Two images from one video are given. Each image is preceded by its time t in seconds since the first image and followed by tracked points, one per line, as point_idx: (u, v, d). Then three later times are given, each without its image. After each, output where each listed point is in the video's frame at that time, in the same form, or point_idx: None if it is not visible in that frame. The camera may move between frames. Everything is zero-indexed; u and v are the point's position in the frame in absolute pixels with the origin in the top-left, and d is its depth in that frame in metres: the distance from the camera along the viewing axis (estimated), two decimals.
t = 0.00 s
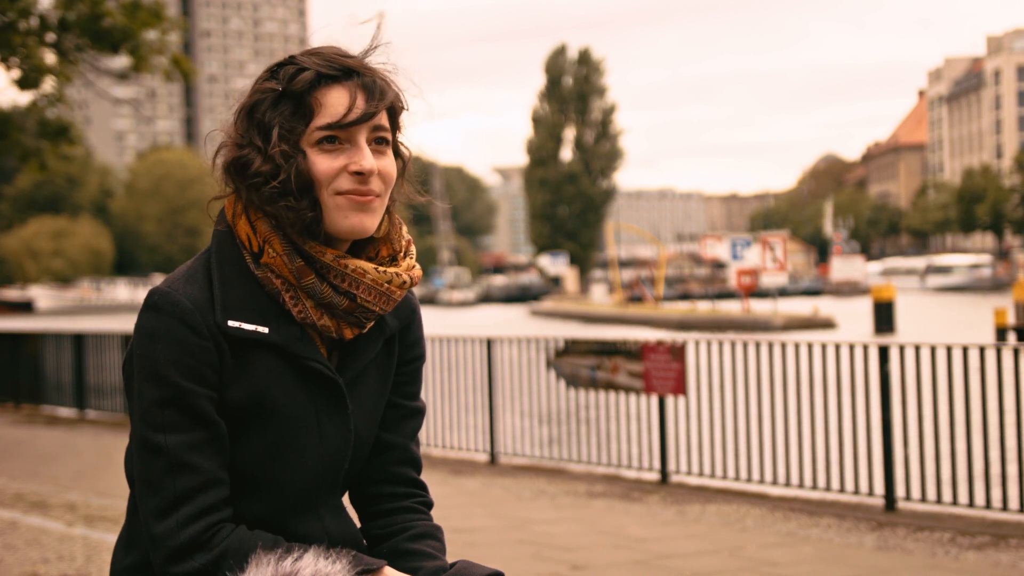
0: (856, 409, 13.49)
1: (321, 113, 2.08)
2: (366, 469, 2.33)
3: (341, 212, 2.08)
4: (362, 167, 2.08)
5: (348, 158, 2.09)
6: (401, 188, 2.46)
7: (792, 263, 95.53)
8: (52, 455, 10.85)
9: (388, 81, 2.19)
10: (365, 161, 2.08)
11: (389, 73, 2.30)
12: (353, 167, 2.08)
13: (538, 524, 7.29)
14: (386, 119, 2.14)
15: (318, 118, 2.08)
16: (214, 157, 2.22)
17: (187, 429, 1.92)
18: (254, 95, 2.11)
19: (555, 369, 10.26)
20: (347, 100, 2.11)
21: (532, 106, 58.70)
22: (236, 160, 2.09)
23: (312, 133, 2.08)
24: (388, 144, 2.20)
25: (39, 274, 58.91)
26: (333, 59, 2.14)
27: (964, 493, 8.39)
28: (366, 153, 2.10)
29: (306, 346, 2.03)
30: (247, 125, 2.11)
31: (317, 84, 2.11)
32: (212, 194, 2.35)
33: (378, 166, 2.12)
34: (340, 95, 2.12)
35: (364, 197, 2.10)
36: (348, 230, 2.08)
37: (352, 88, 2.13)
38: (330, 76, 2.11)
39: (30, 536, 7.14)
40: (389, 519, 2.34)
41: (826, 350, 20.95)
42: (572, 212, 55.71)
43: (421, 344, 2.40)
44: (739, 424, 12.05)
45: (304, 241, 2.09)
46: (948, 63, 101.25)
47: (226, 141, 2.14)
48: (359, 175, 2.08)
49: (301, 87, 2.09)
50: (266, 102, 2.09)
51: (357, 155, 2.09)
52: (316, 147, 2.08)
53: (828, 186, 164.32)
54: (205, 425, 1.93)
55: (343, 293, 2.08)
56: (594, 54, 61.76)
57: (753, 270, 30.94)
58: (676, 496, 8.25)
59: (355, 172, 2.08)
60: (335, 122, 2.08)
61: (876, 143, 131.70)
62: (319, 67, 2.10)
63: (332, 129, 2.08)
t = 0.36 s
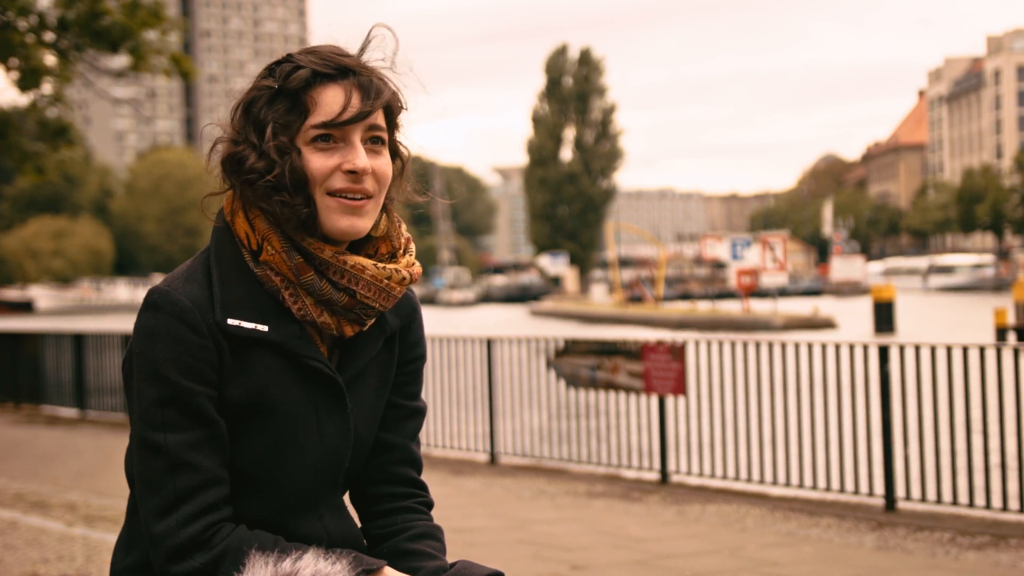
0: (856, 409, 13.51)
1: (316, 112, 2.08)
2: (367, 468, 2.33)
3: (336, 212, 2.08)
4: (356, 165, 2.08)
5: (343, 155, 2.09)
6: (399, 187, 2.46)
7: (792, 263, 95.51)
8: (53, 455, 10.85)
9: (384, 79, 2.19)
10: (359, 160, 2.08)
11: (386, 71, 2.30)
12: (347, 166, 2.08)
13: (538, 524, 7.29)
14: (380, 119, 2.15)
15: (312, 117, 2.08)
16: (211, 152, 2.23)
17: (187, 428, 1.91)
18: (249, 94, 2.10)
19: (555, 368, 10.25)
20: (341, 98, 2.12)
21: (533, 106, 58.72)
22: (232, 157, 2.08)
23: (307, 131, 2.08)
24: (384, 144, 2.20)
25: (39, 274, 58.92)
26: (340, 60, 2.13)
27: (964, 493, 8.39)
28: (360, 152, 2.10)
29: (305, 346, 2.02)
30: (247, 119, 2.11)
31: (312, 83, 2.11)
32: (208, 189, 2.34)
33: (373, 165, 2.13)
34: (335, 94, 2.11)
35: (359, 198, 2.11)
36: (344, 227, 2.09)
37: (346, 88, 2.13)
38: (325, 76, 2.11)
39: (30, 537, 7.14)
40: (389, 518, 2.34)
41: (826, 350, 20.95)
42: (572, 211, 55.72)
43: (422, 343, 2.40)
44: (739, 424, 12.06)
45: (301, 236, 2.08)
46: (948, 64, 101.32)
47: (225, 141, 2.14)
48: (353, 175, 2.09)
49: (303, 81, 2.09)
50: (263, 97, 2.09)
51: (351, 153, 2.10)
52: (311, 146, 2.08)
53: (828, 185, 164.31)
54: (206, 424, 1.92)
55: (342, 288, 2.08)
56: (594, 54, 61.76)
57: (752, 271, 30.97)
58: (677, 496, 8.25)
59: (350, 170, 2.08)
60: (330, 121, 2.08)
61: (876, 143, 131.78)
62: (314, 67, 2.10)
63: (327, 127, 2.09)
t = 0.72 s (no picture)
0: (856, 409, 13.50)
1: (317, 111, 2.09)
2: (368, 468, 2.33)
3: (337, 212, 2.08)
4: (358, 166, 2.08)
5: (344, 156, 2.09)
6: (400, 187, 2.46)
7: (792, 263, 95.41)
8: (53, 455, 10.86)
9: (386, 80, 2.18)
10: (360, 161, 2.09)
11: (386, 72, 2.29)
12: (349, 165, 2.08)
13: (538, 525, 7.29)
14: (382, 118, 2.15)
15: (313, 118, 2.09)
16: (212, 152, 2.23)
17: (187, 428, 1.91)
18: (249, 95, 2.11)
19: (555, 368, 10.26)
20: (343, 98, 2.11)
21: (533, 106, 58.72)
22: (233, 155, 2.09)
23: (308, 131, 2.08)
24: (385, 144, 2.20)
25: (39, 274, 58.92)
26: (343, 61, 2.14)
27: (964, 493, 8.40)
28: (360, 153, 2.10)
29: (307, 345, 2.03)
30: (248, 122, 2.12)
31: (313, 84, 2.11)
32: (210, 188, 2.35)
33: (374, 166, 2.13)
34: (336, 95, 2.12)
35: (359, 199, 2.11)
36: (345, 228, 2.09)
37: (348, 88, 2.13)
38: (327, 75, 2.11)
39: (30, 536, 7.14)
40: (390, 519, 2.34)
41: (826, 350, 20.95)
42: (572, 212, 55.75)
43: (423, 345, 2.40)
44: (739, 424, 12.06)
45: (304, 236, 2.08)
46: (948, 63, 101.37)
47: (226, 142, 2.14)
48: (354, 175, 2.09)
49: (306, 80, 2.09)
50: (264, 98, 2.09)
51: (352, 155, 2.10)
52: (311, 147, 2.08)
53: (829, 185, 164.29)
54: (206, 423, 1.92)
55: (345, 287, 2.08)
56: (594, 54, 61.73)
57: (753, 271, 30.98)
58: (677, 496, 8.25)
59: (351, 171, 2.08)
60: (331, 120, 2.08)
61: (876, 143, 131.93)
62: (315, 66, 2.10)
63: (329, 128, 2.08)
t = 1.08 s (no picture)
0: (856, 409, 13.50)
1: (316, 111, 2.08)
2: (366, 469, 2.33)
3: (338, 211, 2.07)
4: (356, 165, 2.07)
5: (341, 157, 2.09)
6: (398, 189, 2.45)
7: (792, 263, 95.31)
8: (53, 455, 10.85)
9: (384, 79, 2.18)
10: (359, 160, 2.08)
11: (383, 70, 2.29)
12: (348, 164, 2.07)
13: (538, 525, 7.29)
14: (380, 120, 2.14)
15: (312, 117, 2.08)
16: (210, 153, 2.23)
17: (188, 427, 1.91)
18: (248, 93, 2.11)
19: (555, 369, 10.26)
20: (344, 97, 2.11)
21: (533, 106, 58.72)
22: (230, 157, 2.09)
23: (306, 131, 2.08)
24: (384, 143, 2.19)
25: (39, 274, 58.91)
26: (347, 65, 2.13)
27: (964, 493, 8.39)
28: (359, 153, 2.09)
29: (307, 346, 2.03)
30: (251, 120, 2.11)
31: (313, 83, 2.10)
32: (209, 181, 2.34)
33: (373, 164, 2.12)
34: (334, 94, 2.11)
35: (359, 197, 2.10)
36: (343, 227, 2.08)
37: (349, 89, 2.12)
38: (325, 76, 2.11)
39: (30, 536, 7.14)
40: (389, 519, 2.34)
41: (826, 350, 20.95)
42: (572, 212, 55.77)
43: (423, 344, 2.40)
44: (739, 424, 12.06)
45: (302, 236, 2.09)
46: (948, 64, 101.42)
47: (226, 145, 2.14)
48: (353, 173, 2.08)
49: (312, 79, 2.09)
50: (269, 95, 2.09)
51: (351, 153, 2.09)
52: (310, 147, 2.08)
53: (829, 185, 164.24)
54: (205, 424, 1.92)
55: (343, 290, 2.08)
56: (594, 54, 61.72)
57: (753, 271, 30.98)
58: (677, 496, 8.25)
59: (350, 170, 2.08)
60: (329, 120, 2.08)
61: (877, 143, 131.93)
62: (313, 67, 2.10)
63: (327, 127, 2.08)
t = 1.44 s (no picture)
0: (856, 409, 13.50)
1: (318, 111, 2.08)
2: (367, 469, 2.33)
3: (338, 212, 2.07)
4: (357, 168, 2.07)
5: (343, 157, 2.08)
6: (400, 191, 2.46)
7: (792, 263, 95.25)
8: (53, 455, 10.85)
9: (386, 81, 2.17)
10: (360, 161, 2.08)
11: (386, 70, 2.28)
12: (349, 165, 2.07)
13: (539, 525, 7.29)
14: (382, 119, 2.14)
15: (313, 117, 2.08)
16: (210, 152, 2.22)
17: (188, 428, 1.91)
18: (249, 93, 2.11)
19: (555, 368, 10.26)
20: (344, 98, 2.11)
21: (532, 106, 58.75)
22: (231, 155, 2.09)
23: (308, 132, 2.08)
24: (385, 145, 2.19)
25: (39, 274, 58.90)
26: (349, 62, 2.13)
27: (964, 494, 8.39)
28: (361, 153, 2.10)
29: (306, 346, 2.02)
30: (253, 117, 2.11)
31: (314, 83, 2.10)
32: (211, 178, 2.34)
33: (374, 165, 2.12)
34: (337, 95, 2.11)
35: (360, 199, 2.10)
36: (345, 228, 2.08)
37: (349, 88, 2.12)
38: (327, 76, 2.10)
39: (30, 536, 7.14)
40: (390, 519, 2.34)
41: (826, 350, 20.95)
42: (572, 211, 55.82)
43: (423, 344, 2.40)
44: (739, 424, 12.06)
45: (301, 238, 2.08)
46: (947, 63, 101.42)
47: (225, 146, 2.13)
48: (354, 175, 2.08)
49: (307, 76, 2.08)
50: (266, 96, 2.09)
51: (354, 153, 2.09)
52: (312, 147, 2.08)
53: (828, 186, 164.31)
54: (206, 424, 1.92)
55: (343, 288, 2.07)
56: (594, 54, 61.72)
57: (753, 270, 30.99)
58: (677, 496, 8.25)
59: (351, 170, 2.07)
60: (331, 121, 2.07)
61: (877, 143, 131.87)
62: (315, 67, 2.10)
63: (330, 128, 2.08)
